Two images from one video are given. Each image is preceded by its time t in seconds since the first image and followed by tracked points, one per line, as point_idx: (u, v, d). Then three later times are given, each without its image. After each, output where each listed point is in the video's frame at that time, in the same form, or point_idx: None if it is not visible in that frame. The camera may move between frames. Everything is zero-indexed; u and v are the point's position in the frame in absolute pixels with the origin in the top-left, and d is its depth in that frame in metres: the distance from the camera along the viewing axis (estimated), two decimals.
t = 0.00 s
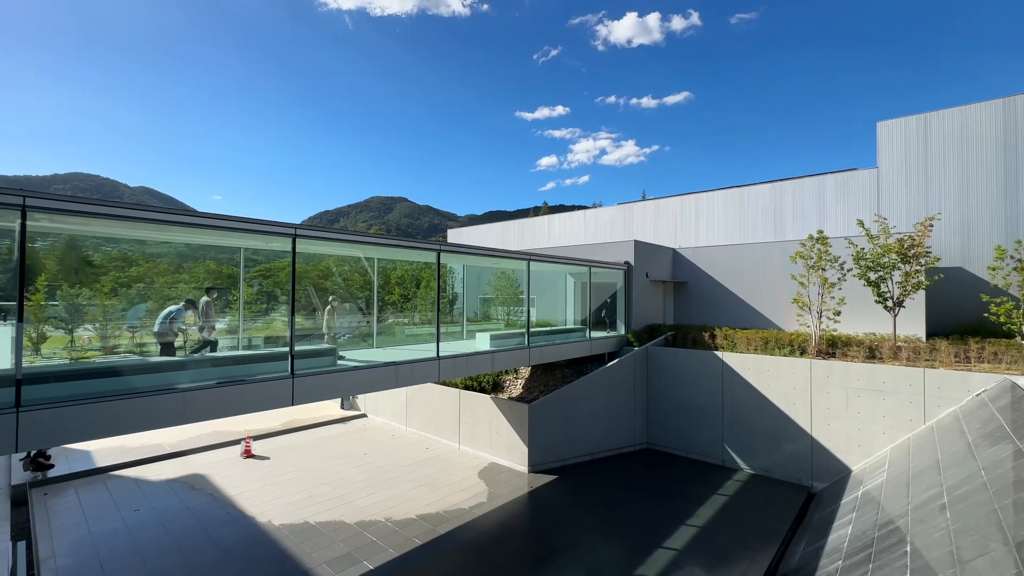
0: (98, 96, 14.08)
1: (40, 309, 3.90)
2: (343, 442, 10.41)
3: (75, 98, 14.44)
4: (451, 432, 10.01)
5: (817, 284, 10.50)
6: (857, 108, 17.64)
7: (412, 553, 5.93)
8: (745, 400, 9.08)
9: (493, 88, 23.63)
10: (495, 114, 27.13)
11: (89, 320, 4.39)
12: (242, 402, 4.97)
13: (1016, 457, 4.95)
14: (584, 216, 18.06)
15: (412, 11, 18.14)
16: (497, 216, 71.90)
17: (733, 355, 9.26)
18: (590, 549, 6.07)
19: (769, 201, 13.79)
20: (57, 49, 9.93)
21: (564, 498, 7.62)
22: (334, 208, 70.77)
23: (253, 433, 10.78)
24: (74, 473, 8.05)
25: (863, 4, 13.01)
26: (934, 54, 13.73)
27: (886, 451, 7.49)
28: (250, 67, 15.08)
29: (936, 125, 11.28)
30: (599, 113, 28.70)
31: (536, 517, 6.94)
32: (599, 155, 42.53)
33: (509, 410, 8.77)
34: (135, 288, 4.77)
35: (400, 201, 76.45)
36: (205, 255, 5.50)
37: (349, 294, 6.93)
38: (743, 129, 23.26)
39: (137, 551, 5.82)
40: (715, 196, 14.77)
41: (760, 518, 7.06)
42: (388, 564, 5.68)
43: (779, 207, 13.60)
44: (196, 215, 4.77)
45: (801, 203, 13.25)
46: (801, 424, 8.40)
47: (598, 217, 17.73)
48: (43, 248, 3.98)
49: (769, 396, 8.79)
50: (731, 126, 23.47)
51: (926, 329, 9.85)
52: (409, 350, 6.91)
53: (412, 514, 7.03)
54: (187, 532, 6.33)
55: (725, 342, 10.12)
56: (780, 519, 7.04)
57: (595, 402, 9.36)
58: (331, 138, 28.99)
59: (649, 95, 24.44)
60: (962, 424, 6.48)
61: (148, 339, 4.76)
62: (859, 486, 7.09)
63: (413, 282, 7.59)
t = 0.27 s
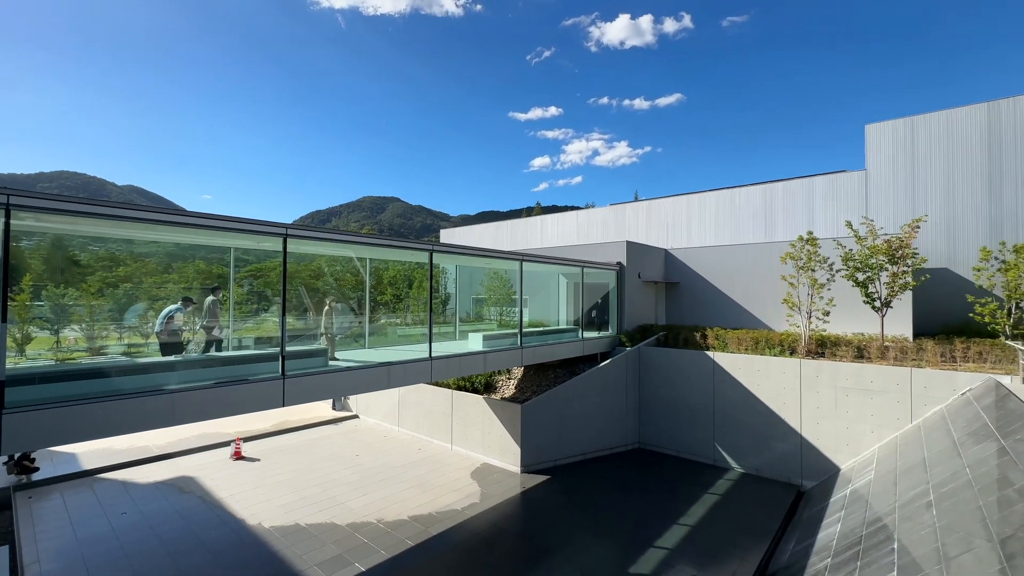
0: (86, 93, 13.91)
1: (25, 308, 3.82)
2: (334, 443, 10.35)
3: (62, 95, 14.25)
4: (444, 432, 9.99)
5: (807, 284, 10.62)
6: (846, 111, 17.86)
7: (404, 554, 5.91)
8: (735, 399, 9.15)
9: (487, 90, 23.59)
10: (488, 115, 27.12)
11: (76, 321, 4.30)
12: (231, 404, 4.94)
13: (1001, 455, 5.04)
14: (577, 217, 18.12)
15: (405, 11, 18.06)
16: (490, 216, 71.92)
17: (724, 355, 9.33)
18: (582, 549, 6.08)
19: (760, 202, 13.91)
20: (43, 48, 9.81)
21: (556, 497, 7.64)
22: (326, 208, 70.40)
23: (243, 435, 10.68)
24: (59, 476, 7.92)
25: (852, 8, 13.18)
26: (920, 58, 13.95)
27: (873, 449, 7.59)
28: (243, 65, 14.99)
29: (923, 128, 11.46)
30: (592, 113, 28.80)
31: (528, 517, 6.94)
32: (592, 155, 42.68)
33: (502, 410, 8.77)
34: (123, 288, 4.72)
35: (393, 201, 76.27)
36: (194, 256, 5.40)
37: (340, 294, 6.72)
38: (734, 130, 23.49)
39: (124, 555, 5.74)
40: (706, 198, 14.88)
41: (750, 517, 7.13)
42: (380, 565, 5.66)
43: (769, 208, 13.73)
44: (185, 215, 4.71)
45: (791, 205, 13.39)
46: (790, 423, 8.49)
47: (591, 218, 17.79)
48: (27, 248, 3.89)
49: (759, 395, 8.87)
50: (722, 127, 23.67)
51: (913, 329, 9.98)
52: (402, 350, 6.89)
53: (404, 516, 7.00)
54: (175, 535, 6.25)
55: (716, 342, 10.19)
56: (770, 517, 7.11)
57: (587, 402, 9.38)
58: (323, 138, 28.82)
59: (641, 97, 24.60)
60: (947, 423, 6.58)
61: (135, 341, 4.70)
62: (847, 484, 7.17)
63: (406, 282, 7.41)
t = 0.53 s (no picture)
0: (77, 94, 13.75)
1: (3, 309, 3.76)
2: (326, 445, 10.28)
3: (53, 95, 14.10)
4: (436, 433, 9.96)
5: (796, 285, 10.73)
6: (835, 113, 18.09)
7: (397, 556, 5.88)
8: (726, 399, 9.22)
9: (480, 90, 23.55)
10: (481, 115, 27.09)
11: (62, 322, 4.18)
12: (220, 406, 4.88)
13: (985, 453, 5.13)
14: (569, 217, 18.17)
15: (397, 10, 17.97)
16: (482, 216, 71.89)
17: (715, 355, 9.39)
18: (575, 549, 6.09)
19: (751, 203, 14.03)
20: (30, 46, 9.67)
21: (549, 497, 7.65)
22: (318, 208, 69.95)
23: (233, 436, 10.57)
24: (44, 479, 7.78)
25: (841, 12, 13.36)
26: (907, 62, 14.17)
27: (861, 448, 7.68)
28: (238, 64, 14.93)
29: (910, 131, 11.65)
30: (585, 114, 28.89)
31: (521, 518, 6.94)
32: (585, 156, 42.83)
33: (495, 411, 8.76)
34: (109, 288, 4.51)
35: (386, 201, 76.01)
36: (184, 255, 5.14)
37: (331, 294, 6.55)
38: (725, 132, 23.71)
39: (110, 559, 5.65)
40: (698, 199, 14.99)
41: (741, 515, 7.18)
42: (372, 567, 5.63)
43: (759, 209, 13.86)
44: (174, 214, 4.65)
45: (781, 206, 13.52)
46: (780, 422, 8.57)
47: (583, 218, 17.86)
48: (9, 247, 3.84)
49: (750, 395, 8.94)
50: (714, 129, 23.87)
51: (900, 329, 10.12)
52: (394, 350, 6.87)
53: (396, 517, 6.97)
54: (164, 539, 6.16)
55: (707, 342, 10.27)
56: (760, 516, 7.17)
57: (580, 402, 9.40)
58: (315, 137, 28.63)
59: (634, 98, 24.77)
60: (933, 421, 6.69)
61: (124, 341, 4.55)
62: (836, 483, 7.24)
63: (398, 283, 7.36)
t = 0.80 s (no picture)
0: (63, 93, 13.49)
1: None
2: (317, 446, 10.21)
3: (37, 93, 13.82)
4: (429, 434, 9.92)
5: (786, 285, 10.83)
6: (824, 116, 18.31)
7: (388, 558, 5.85)
8: (717, 398, 9.28)
9: (473, 92, 23.48)
10: (475, 116, 27.05)
11: (47, 322, 4.09)
12: (207, 407, 4.81)
13: (970, 451, 5.21)
14: (562, 218, 18.22)
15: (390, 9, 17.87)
16: (475, 217, 71.86)
17: (706, 355, 9.45)
18: (568, 549, 6.10)
19: (741, 204, 14.16)
20: (15, 42, 9.48)
21: (541, 498, 7.65)
22: (310, 208, 69.50)
23: (222, 438, 10.45)
24: (27, 483, 7.64)
25: (830, 16, 13.54)
26: (895, 66, 14.39)
27: (850, 446, 7.77)
28: (231, 62, 14.75)
29: (897, 134, 11.84)
30: (578, 115, 28.97)
31: (513, 518, 6.93)
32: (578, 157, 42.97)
33: (487, 412, 8.75)
34: (97, 288, 4.45)
35: (378, 201, 75.70)
36: (173, 255, 5.16)
37: (324, 293, 6.56)
38: (716, 133, 23.94)
39: (96, 563, 5.56)
40: (689, 200, 15.10)
41: (732, 514, 7.23)
42: (363, 569, 5.58)
43: (750, 211, 13.98)
44: (162, 213, 4.58)
45: (771, 207, 13.66)
46: (771, 422, 8.65)
47: (576, 219, 17.93)
48: None
49: (741, 394, 9.01)
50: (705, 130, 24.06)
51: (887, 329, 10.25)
52: (386, 351, 6.84)
53: (388, 518, 6.93)
54: (151, 542, 6.07)
55: (699, 342, 10.34)
56: (751, 514, 7.23)
57: (572, 402, 9.42)
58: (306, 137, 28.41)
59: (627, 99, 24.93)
60: (920, 420, 6.79)
61: (110, 342, 4.49)
62: (825, 481, 7.32)
63: (390, 283, 7.39)
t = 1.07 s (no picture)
0: (48, 91, 13.26)
1: None
2: (308, 447, 10.13)
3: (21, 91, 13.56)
4: (420, 435, 9.89)
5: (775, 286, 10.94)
6: (813, 118, 18.53)
7: (380, 559, 5.82)
8: (708, 398, 9.35)
9: (466, 92, 23.46)
10: (468, 117, 27.05)
11: (31, 322, 4.00)
12: (194, 410, 4.73)
13: (955, 449, 5.29)
14: (554, 218, 18.27)
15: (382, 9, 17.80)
16: (468, 217, 71.84)
17: (697, 355, 9.52)
18: (560, 549, 6.10)
19: (732, 205, 14.28)
20: None
21: (533, 498, 7.65)
22: (301, 208, 69.04)
23: (211, 440, 10.34)
24: (10, 486, 7.50)
25: (819, 19, 13.72)
26: (882, 70, 14.60)
27: (838, 445, 7.86)
28: (226, 61, 14.63)
29: (884, 137, 12.02)
30: (571, 116, 29.06)
31: (505, 519, 6.93)
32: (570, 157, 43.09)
33: (480, 412, 8.73)
34: (82, 288, 4.37)
35: (370, 200, 75.36)
36: (161, 255, 5.10)
37: (314, 293, 6.52)
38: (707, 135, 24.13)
39: (81, 567, 5.46)
40: (680, 200, 15.20)
41: (723, 513, 7.28)
42: (354, 572, 5.54)
43: (740, 211, 14.11)
44: (149, 212, 4.49)
45: (761, 208, 13.80)
46: (761, 421, 8.72)
47: (568, 219, 17.98)
48: None
49: (731, 394, 9.08)
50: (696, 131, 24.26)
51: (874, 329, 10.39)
52: (378, 352, 6.79)
53: (379, 520, 6.89)
54: (137, 546, 5.98)
55: (690, 341, 10.41)
56: (741, 513, 7.28)
57: (565, 402, 9.44)
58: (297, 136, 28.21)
59: (619, 100, 25.10)
60: (906, 419, 6.89)
61: (96, 343, 4.40)
62: (814, 479, 7.40)
63: (382, 283, 7.34)
